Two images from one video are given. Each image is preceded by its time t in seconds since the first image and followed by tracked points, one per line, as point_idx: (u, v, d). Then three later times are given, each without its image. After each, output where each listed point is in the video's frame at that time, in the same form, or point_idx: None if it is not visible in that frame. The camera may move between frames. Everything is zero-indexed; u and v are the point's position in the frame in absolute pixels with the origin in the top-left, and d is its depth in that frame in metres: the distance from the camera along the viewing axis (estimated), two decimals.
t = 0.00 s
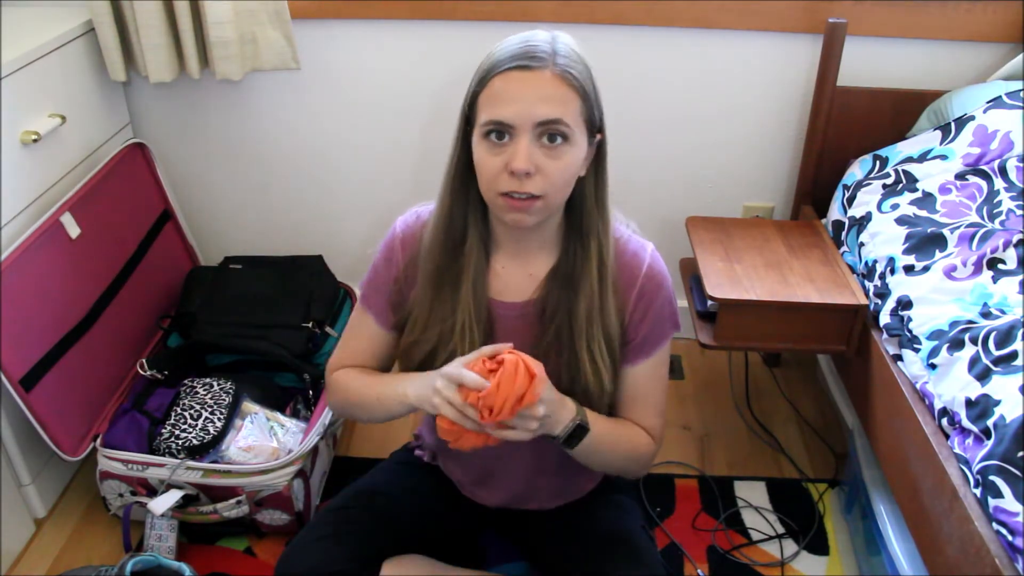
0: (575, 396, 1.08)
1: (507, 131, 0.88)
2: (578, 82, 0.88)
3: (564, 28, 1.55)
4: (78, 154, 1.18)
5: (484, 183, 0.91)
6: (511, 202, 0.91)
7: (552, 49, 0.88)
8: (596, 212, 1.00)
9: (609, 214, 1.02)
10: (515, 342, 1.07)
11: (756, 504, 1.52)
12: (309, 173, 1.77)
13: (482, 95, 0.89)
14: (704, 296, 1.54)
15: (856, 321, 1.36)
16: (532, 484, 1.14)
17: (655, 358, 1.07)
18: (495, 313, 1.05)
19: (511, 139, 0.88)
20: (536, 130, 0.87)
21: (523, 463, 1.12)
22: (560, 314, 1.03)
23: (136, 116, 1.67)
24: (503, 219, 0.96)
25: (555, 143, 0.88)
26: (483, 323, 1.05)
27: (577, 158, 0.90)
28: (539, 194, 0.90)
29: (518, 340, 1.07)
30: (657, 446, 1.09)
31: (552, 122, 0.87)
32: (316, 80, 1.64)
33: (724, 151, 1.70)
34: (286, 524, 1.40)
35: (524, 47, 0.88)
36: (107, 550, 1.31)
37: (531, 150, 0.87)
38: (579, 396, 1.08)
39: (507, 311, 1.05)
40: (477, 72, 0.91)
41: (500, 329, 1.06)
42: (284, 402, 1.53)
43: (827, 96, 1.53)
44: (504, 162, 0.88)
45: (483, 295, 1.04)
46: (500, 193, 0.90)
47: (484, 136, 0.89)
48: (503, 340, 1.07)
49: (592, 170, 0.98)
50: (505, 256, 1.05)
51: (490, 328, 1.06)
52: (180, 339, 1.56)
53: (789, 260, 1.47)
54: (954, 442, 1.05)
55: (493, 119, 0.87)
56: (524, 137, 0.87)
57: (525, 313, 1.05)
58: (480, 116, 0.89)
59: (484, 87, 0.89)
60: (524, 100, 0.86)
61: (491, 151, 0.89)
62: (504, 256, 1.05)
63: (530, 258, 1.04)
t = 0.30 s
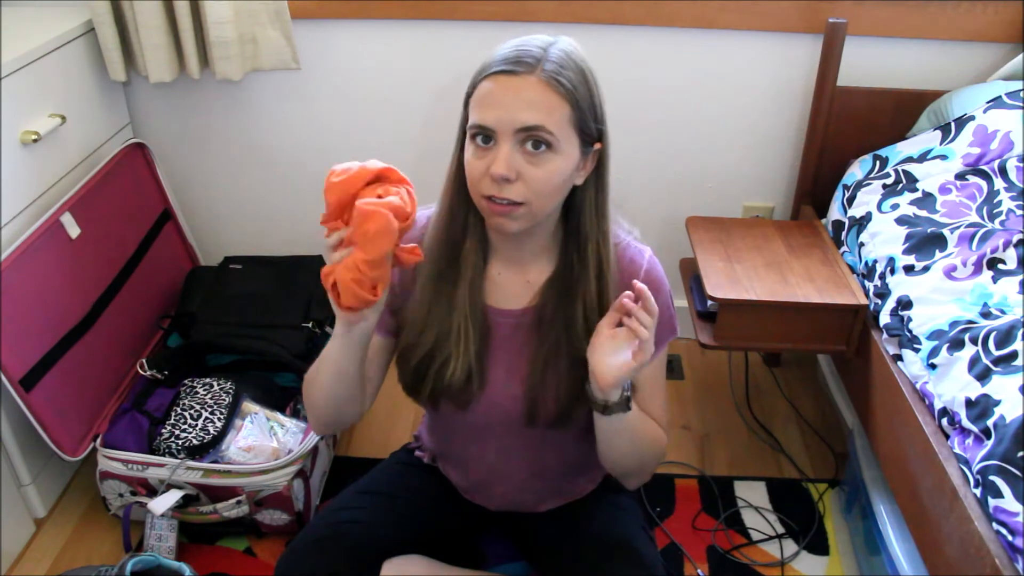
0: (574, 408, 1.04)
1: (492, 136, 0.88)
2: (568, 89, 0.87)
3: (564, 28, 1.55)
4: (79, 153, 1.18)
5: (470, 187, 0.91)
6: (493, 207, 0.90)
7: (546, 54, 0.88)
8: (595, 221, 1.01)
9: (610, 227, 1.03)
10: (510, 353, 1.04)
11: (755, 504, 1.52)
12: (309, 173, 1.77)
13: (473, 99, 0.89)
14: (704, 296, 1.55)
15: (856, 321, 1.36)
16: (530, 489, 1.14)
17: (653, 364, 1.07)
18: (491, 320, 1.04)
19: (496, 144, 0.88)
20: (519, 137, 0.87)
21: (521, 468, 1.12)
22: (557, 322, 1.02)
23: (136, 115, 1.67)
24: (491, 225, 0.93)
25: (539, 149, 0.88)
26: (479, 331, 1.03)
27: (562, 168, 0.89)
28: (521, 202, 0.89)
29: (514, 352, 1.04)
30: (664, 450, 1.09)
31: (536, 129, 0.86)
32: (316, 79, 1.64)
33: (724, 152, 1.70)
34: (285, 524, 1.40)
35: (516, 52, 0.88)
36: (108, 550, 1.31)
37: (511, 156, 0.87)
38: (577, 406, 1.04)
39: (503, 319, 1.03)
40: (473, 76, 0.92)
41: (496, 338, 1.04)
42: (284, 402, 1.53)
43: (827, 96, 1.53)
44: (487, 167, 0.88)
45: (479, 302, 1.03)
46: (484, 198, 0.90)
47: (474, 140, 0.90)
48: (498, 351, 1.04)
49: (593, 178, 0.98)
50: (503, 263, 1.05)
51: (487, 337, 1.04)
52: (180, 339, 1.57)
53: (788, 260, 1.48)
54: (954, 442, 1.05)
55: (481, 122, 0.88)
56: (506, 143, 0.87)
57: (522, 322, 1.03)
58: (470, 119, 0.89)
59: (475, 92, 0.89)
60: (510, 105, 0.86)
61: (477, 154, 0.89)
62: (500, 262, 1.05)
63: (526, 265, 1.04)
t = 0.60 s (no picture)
0: (581, 408, 1.03)
1: (490, 139, 0.88)
2: (567, 93, 0.87)
3: (564, 28, 1.55)
4: (79, 153, 1.18)
5: (469, 189, 0.92)
6: (490, 210, 0.90)
7: (545, 58, 0.88)
8: (598, 222, 1.00)
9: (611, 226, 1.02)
10: (515, 355, 1.04)
11: (755, 504, 1.52)
12: (308, 173, 1.77)
13: (472, 101, 0.89)
14: (704, 296, 1.55)
15: (856, 321, 1.36)
16: (533, 490, 1.14)
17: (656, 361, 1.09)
18: (495, 322, 1.04)
19: (494, 148, 0.88)
20: (517, 141, 0.87)
21: (523, 469, 1.11)
22: (562, 324, 1.01)
23: (136, 115, 1.67)
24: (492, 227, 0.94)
25: (537, 153, 0.88)
26: (484, 332, 1.02)
27: (561, 171, 0.89)
28: (518, 206, 0.89)
29: (518, 353, 1.04)
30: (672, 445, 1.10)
31: (533, 133, 0.86)
32: (316, 79, 1.64)
33: (724, 152, 1.70)
34: (285, 524, 1.40)
35: (515, 54, 0.88)
36: (108, 551, 1.31)
37: (510, 160, 0.87)
38: (583, 406, 1.03)
39: (507, 321, 1.03)
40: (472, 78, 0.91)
41: (501, 340, 1.04)
42: (284, 402, 1.53)
43: (827, 96, 1.53)
44: (485, 171, 0.88)
45: (483, 303, 1.02)
46: (482, 201, 0.90)
47: (472, 142, 0.90)
48: (503, 352, 1.04)
49: (593, 183, 0.98)
50: (505, 266, 1.04)
51: (492, 340, 1.04)
52: (180, 339, 1.57)
53: (789, 260, 1.47)
54: (954, 442, 1.04)
55: (479, 125, 0.88)
56: (504, 146, 0.87)
57: (527, 323, 1.04)
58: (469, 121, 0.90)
59: (474, 94, 0.89)
60: (508, 109, 0.86)
61: (475, 157, 0.90)
62: (502, 264, 1.04)
63: (528, 267, 1.04)
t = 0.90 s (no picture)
0: (581, 416, 1.03)
1: (503, 149, 0.88)
2: (580, 100, 0.87)
3: (564, 28, 1.55)
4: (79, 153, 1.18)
5: (480, 199, 0.91)
6: (505, 220, 0.90)
7: (555, 65, 0.88)
8: (601, 230, 0.99)
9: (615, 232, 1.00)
10: (516, 361, 1.04)
11: (756, 504, 1.52)
12: (308, 173, 1.76)
13: (482, 110, 0.89)
14: (704, 296, 1.55)
15: (856, 321, 1.36)
16: (532, 492, 1.14)
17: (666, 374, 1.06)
18: (497, 327, 1.03)
19: (507, 157, 0.88)
20: (532, 149, 0.87)
21: (523, 470, 1.11)
22: (564, 329, 1.01)
23: (136, 116, 1.66)
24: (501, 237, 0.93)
25: (552, 161, 0.87)
26: (484, 337, 1.02)
27: (575, 179, 0.89)
28: (534, 215, 0.89)
29: (520, 360, 1.04)
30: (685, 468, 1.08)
31: (548, 142, 0.86)
32: (316, 79, 1.64)
33: (723, 152, 1.70)
34: (285, 524, 1.40)
35: (526, 62, 0.87)
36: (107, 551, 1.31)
37: (525, 169, 0.87)
38: (584, 414, 1.03)
39: (510, 327, 1.03)
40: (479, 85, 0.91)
41: (502, 347, 1.04)
42: (284, 402, 1.53)
43: (827, 96, 1.53)
44: (499, 181, 0.88)
45: (483, 310, 1.02)
46: (495, 211, 0.90)
47: (482, 152, 0.89)
48: (505, 357, 1.04)
49: (599, 188, 0.97)
50: (507, 271, 1.04)
51: (493, 346, 1.03)
52: (180, 339, 1.56)
53: (789, 261, 1.47)
54: (954, 442, 1.04)
55: (491, 134, 0.87)
56: (519, 156, 0.87)
57: (528, 329, 1.03)
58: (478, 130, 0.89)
59: (484, 102, 0.88)
60: (522, 118, 0.85)
61: (487, 167, 0.89)
62: (505, 271, 1.04)
63: (531, 273, 1.03)
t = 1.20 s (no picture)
0: (580, 422, 1.02)
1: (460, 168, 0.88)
2: (522, 118, 0.82)
3: (564, 29, 1.55)
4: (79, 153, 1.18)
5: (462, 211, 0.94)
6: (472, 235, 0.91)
7: (502, 85, 0.83)
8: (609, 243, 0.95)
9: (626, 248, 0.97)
10: (520, 362, 1.03)
11: (756, 504, 1.52)
12: (308, 173, 1.76)
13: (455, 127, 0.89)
14: (704, 296, 1.55)
15: (856, 321, 1.36)
16: (533, 493, 1.14)
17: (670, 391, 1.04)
18: (505, 326, 1.03)
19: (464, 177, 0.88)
20: (478, 172, 0.85)
21: (524, 471, 1.11)
22: (566, 336, 0.99)
23: (136, 115, 1.66)
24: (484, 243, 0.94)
25: (498, 184, 0.85)
26: (490, 335, 1.02)
27: (525, 201, 0.85)
28: (489, 233, 0.88)
29: (524, 360, 1.03)
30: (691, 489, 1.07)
31: (484, 167, 0.84)
32: (316, 79, 1.64)
33: (723, 152, 1.70)
34: (285, 524, 1.40)
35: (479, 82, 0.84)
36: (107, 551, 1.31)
37: (471, 190, 0.86)
38: (583, 421, 1.01)
39: (516, 327, 1.03)
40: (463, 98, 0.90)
41: (508, 346, 1.04)
42: (285, 401, 1.53)
43: (827, 96, 1.53)
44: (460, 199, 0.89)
45: (491, 306, 1.03)
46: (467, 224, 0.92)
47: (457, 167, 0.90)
48: (508, 357, 1.04)
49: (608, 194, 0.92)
50: (515, 274, 1.03)
51: (499, 343, 1.03)
52: (180, 338, 1.56)
53: (789, 260, 1.47)
54: (954, 442, 1.04)
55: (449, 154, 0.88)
56: (467, 178, 0.86)
57: (533, 332, 1.02)
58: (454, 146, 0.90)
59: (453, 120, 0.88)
60: (463, 142, 0.84)
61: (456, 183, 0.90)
62: (512, 273, 1.03)
63: (538, 279, 1.02)
